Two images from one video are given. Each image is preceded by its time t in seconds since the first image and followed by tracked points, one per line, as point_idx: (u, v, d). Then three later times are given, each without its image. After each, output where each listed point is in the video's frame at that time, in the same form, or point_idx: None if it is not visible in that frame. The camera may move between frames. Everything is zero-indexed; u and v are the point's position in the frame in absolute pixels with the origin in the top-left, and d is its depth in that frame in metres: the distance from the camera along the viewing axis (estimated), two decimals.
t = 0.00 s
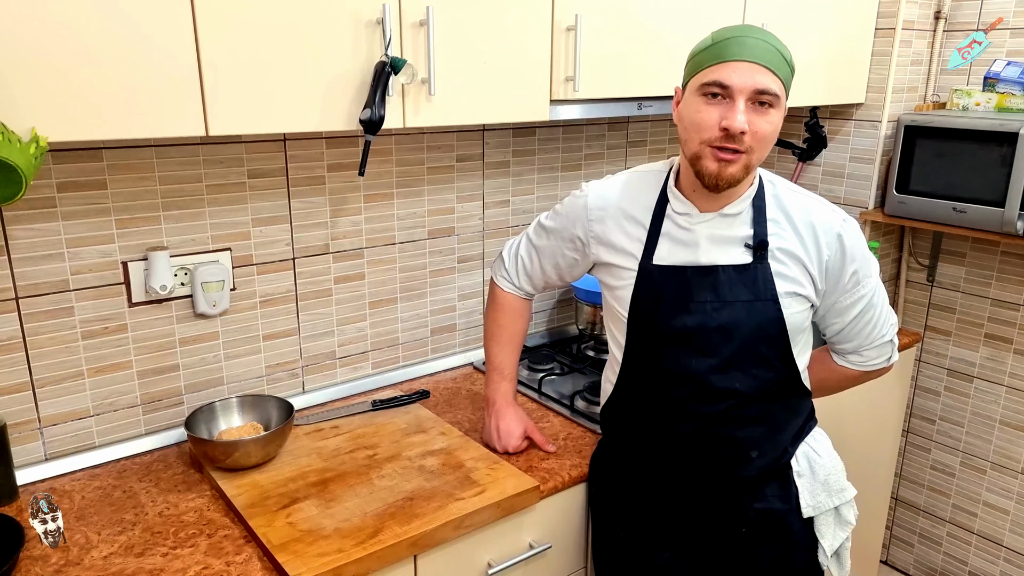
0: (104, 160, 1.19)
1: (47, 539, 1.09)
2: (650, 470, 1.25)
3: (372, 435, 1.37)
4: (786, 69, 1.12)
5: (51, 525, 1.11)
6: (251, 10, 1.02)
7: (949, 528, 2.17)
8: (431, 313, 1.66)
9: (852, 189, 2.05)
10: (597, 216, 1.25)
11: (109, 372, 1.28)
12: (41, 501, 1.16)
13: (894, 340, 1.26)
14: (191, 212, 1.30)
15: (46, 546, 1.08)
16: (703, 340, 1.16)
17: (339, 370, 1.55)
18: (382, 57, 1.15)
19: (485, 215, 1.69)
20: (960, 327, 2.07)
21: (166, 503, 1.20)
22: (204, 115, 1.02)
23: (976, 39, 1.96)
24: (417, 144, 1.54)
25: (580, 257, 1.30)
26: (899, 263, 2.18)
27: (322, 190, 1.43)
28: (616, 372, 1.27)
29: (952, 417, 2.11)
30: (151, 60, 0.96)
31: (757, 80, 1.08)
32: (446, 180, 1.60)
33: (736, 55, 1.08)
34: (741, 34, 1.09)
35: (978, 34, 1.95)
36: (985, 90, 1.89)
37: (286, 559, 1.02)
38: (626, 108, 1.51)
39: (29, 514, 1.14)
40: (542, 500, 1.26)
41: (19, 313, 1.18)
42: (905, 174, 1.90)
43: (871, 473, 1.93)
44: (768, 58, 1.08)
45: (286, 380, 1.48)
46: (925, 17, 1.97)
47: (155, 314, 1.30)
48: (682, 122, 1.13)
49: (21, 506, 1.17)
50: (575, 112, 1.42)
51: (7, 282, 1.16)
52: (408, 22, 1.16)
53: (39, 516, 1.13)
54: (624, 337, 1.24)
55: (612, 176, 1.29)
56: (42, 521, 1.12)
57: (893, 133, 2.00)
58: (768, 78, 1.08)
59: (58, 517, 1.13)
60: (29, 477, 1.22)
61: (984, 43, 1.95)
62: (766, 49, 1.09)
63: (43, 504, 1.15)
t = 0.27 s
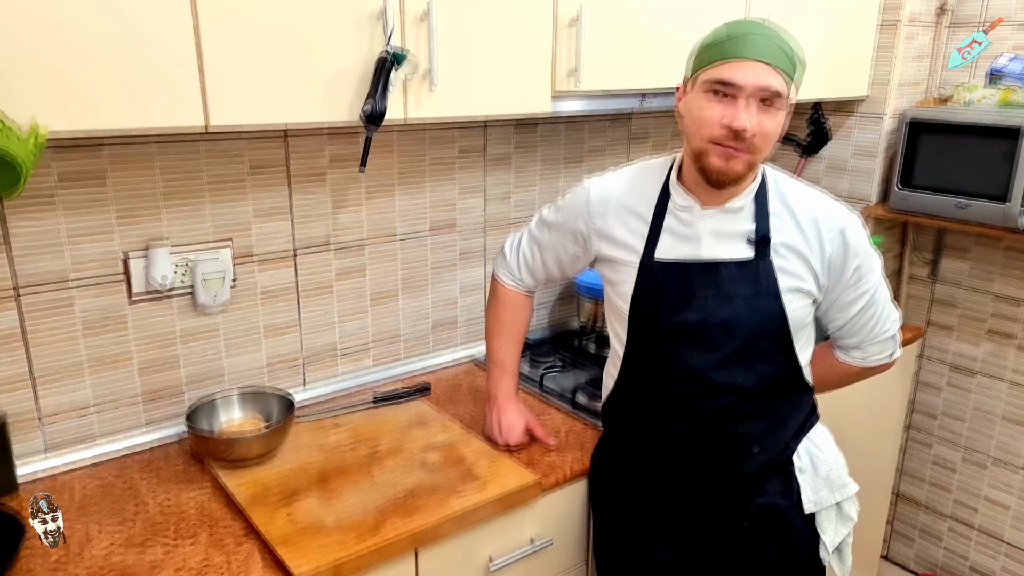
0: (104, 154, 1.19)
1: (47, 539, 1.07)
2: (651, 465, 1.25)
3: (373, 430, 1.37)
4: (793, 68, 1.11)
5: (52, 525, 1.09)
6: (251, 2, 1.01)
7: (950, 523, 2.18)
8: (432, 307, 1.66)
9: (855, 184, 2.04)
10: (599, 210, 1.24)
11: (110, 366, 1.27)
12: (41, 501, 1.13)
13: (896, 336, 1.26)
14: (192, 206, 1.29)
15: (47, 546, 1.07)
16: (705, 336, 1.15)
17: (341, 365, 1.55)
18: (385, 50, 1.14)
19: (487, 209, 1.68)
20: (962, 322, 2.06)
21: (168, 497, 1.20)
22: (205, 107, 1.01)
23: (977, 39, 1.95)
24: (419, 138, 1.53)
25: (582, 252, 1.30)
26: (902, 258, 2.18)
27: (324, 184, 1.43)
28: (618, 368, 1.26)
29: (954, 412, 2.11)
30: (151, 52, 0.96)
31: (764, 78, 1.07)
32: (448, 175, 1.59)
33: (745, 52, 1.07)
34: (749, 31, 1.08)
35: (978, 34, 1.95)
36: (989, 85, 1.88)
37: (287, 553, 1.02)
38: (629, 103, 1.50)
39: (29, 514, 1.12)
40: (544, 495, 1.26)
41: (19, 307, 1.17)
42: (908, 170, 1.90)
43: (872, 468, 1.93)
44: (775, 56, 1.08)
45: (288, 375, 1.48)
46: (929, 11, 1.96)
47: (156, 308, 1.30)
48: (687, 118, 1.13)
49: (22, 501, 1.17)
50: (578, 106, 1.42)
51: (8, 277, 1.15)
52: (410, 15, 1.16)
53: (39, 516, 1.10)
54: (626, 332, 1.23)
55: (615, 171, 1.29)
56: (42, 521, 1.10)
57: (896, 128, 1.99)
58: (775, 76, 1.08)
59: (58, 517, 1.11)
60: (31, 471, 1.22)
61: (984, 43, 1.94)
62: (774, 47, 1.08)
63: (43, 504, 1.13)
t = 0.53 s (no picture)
0: (106, 149, 1.19)
1: (46, 540, 1.07)
2: (653, 463, 1.25)
3: (375, 427, 1.37)
4: (799, 64, 1.11)
5: (52, 525, 1.10)
6: None
7: (953, 521, 2.17)
8: (434, 304, 1.65)
9: (858, 180, 2.04)
10: (601, 207, 1.24)
11: (111, 362, 1.27)
12: (41, 501, 1.15)
13: (900, 333, 1.25)
14: (193, 202, 1.29)
15: (46, 544, 1.07)
16: (707, 333, 1.15)
17: (342, 361, 1.55)
18: (386, 47, 1.14)
19: (489, 206, 1.68)
20: (966, 320, 2.06)
21: (169, 494, 1.20)
22: (206, 104, 1.01)
23: (977, 39, 1.92)
24: (420, 135, 1.53)
25: (583, 249, 1.30)
26: (905, 255, 2.17)
27: (325, 180, 1.43)
28: (620, 365, 1.26)
29: (958, 410, 2.10)
30: (152, 49, 0.95)
31: (771, 74, 1.06)
32: (449, 171, 1.59)
33: (751, 47, 1.06)
34: (757, 26, 1.07)
35: (978, 34, 1.92)
36: (993, 80, 1.86)
37: (288, 551, 1.02)
38: (631, 99, 1.49)
39: (30, 513, 1.13)
40: (545, 493, 1.26)
41: (21, 303, 1.17)
42: (912, 166, 1.89)
43: (875, 466, 1.93)
44: (782, 53, 1.07)
45: (289, 371, 1.48)
46: (933, 7, 1.95)
47: (158, 304, 1.30)
48: (693, 114, 1.12)
49: (24, 497, 1.17)
50: (580, 102, 1.41)
51: (10, 273, 1.15)
52: (411, 11, 1.15)
53: (40, 516, 1.11)
54: (628, 329, 1.23)
55: (616, 167, 1.28)
56: (42, 521, 1.10)
57: (900, 124, 1.98)
58: (782, 72, 1.07)
59: (58, 517, 1.12)
60: (33, 467, 1.22)
61: (984, 43, 1.91)
62: (781, 43, 1.07)
63: (43, 504, 1.14)
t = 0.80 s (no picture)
0: (104, 151, 1.18)
1: (46, 539, 1.08)
2: (654, 462, 1.25)
3: (376, 427, 1.37)
4: (796, 61, 1.10)
5: (52, 525, 1.10)
6: None
7: (955, 517, 2.17)
8: (434, 304, 1.65)
9: (858, 177, 2.04)
10: (601, 206, 1.24)
11: (112, 364, 1.27)
12: (41, 501, 1.15)
13: (900, 330, 1.25)
14: (193, 203, 1.29)
15: (47, 543, 1.07)
16: (708, 331, 1.15)
17: (343, 362, 1.55)
18: (384, 47, 1.14)
19: (489, 205, 1.68)
20: (966, 316, 2.05)
21: (171, 496, 1.20)
22: (204, 105, 1.01)
23: (976, 39, 1.93)
24: (420, 134, 1.52)
25: (583, 248, 1.29)
26: (905, 252, 2.17)
27: (324, 181, 1.42)
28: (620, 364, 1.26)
29: (959, 406, 2.10)
30: (150, 50, 0.95)
31: (768, 72, 1.06)
32: (449, 171, 1.59)
33: (748, 45, 1.06)
34: (753, 24, 1.07)
35: (978, 34, 1.92)
36: (992, 76, 1.86)
37: (290, 552, 1.02)
38: (630, 97, 1.49)
39: (30, 514, 1.13)
40: (547, 492, 1.26)
41: (21, 306, 1.17)
42: (911, 163, 1.89)
43: (876, 463, 1.93)
44: (779, 50, 1.07)
45: (290, 372, 1.48)
46: (932, 3, 1.95)
47: (158, 306, 1.30)
48: (691, 112, 1.12)
49: (25, 499, 1.17)
50: (579, 101, 1.41)
51: (9, 275, 1.15)
52: (409, 10, 1.15)
53: (39, 516, 1.11)
54: (628, 328, 1.23)
55: (616, 166, 1.28)
56: (42, 521, 1.11)
57: (899, 121, 1.98)
58: (779, 70, 1.07)
59: (58, 517, 1.12)
60: (34, 469, 1.22)
61: (984, 43, 1.91)
62: (778, 40, 1.07)
63: (43, 505, 1.14)
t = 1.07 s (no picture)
0: (104, 151, 1.18)
1: (46, 539, 1.07)
2: (655, 461, 1.25)
3: (377, 426, 1.37)
4: (796, 60, 1.10)
5: (52, 525, 1.09)
6: None
7: (955, 515, 2.17)
8: (435, 304, 1.65)
9: (858, 176, 2.04)
10: (601, 206, 1.24)
11: (112, 364, 1.27)
12: (41, 501, 1.14)
13: (901, 329, 1.25)
14: (193, 203, 1.29)
15: (47, 545, 1.07)
16: (709, 331, 1.15)
17: (343, 362, 1.54)
18: (385, 46, 1.14)
19: (489, 204, 1.68)
20: (966, 315, 2.06)
21: (171, 496, 1.19)
22: (204, 104, 1.01)
23: (976, 39, 1.94)
24: (420, 134, 1.52)
25: (584, 247, 1.29)
26: (906, 251, 2.17)
27: (325, 180, 1.42)
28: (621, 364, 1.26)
29: (959, 404, 2.11)
30: (150, 48, 0.95)
31: (768, 71, 1.06)
32: (450, 170, 1.59)
33: (747, 45, 1.06)
34: (752, 23, 1.07)
35: (978, 34, 1.94)
36: (992, 75, 1.87)
37: (291, 552, 1.02)
38: (631, 96, 1.49)
39: (29, 514, 1.12)
40: (548, 491, 1.26)
41: (21, 306, 1.17)
42: (911, 162, 1.89)
43: (876, 462, 1.93)
44: (779, 49, 1.07)
45: (290, 372, 1.48)
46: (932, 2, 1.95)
47: (158, 305, 1.30)
48: (690, 112, 1.12)
49: (25, 500, 1.17)
50: (580, 100, 1.41)
51: (9, 275, 1.15)
52: (410, 9, 1.15)
53: (39, 516, 1.10)
54: (629, 328, 1.23)
55: (616, 165, 1.28)
56: (42, 521, 1.10)
57: (899, 120, 1.98)
58: (779, 69, 1.07)
59: (58, 517, 1.11)
60: (34, 470, 1.22)
61: (984, 43, 1.93)
62: (776, 39, 1.07)
63: (43, 504, 1.13)
